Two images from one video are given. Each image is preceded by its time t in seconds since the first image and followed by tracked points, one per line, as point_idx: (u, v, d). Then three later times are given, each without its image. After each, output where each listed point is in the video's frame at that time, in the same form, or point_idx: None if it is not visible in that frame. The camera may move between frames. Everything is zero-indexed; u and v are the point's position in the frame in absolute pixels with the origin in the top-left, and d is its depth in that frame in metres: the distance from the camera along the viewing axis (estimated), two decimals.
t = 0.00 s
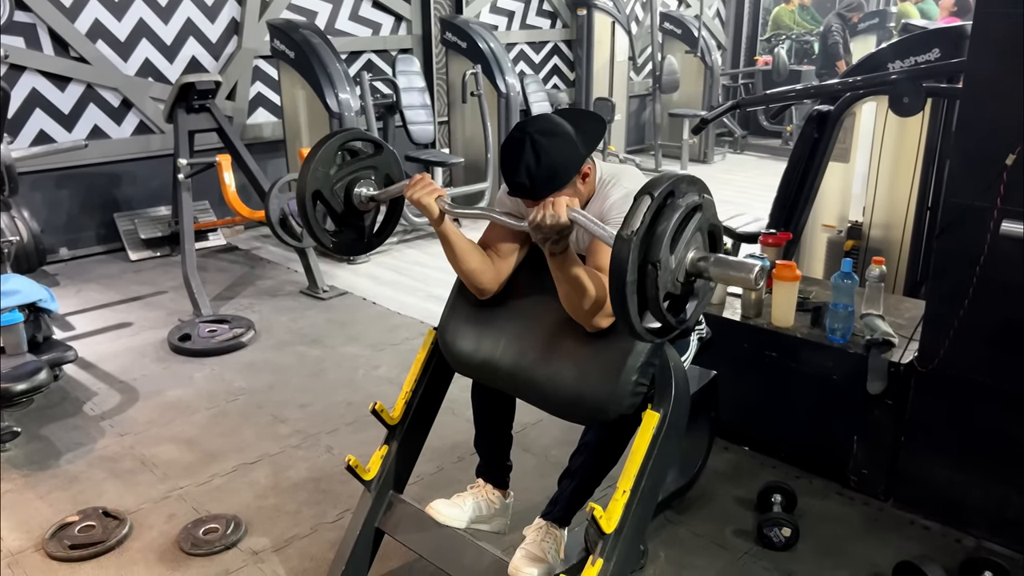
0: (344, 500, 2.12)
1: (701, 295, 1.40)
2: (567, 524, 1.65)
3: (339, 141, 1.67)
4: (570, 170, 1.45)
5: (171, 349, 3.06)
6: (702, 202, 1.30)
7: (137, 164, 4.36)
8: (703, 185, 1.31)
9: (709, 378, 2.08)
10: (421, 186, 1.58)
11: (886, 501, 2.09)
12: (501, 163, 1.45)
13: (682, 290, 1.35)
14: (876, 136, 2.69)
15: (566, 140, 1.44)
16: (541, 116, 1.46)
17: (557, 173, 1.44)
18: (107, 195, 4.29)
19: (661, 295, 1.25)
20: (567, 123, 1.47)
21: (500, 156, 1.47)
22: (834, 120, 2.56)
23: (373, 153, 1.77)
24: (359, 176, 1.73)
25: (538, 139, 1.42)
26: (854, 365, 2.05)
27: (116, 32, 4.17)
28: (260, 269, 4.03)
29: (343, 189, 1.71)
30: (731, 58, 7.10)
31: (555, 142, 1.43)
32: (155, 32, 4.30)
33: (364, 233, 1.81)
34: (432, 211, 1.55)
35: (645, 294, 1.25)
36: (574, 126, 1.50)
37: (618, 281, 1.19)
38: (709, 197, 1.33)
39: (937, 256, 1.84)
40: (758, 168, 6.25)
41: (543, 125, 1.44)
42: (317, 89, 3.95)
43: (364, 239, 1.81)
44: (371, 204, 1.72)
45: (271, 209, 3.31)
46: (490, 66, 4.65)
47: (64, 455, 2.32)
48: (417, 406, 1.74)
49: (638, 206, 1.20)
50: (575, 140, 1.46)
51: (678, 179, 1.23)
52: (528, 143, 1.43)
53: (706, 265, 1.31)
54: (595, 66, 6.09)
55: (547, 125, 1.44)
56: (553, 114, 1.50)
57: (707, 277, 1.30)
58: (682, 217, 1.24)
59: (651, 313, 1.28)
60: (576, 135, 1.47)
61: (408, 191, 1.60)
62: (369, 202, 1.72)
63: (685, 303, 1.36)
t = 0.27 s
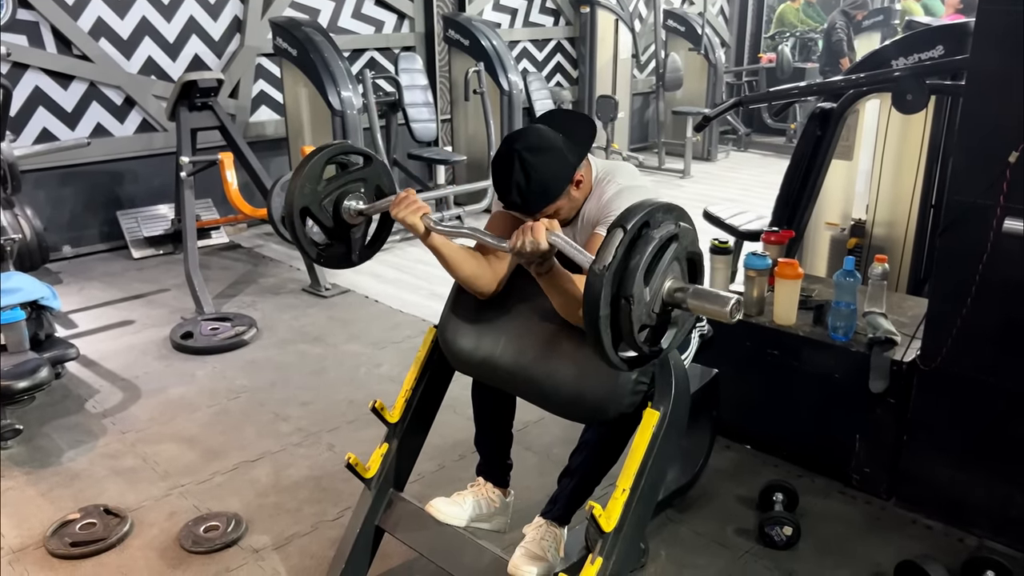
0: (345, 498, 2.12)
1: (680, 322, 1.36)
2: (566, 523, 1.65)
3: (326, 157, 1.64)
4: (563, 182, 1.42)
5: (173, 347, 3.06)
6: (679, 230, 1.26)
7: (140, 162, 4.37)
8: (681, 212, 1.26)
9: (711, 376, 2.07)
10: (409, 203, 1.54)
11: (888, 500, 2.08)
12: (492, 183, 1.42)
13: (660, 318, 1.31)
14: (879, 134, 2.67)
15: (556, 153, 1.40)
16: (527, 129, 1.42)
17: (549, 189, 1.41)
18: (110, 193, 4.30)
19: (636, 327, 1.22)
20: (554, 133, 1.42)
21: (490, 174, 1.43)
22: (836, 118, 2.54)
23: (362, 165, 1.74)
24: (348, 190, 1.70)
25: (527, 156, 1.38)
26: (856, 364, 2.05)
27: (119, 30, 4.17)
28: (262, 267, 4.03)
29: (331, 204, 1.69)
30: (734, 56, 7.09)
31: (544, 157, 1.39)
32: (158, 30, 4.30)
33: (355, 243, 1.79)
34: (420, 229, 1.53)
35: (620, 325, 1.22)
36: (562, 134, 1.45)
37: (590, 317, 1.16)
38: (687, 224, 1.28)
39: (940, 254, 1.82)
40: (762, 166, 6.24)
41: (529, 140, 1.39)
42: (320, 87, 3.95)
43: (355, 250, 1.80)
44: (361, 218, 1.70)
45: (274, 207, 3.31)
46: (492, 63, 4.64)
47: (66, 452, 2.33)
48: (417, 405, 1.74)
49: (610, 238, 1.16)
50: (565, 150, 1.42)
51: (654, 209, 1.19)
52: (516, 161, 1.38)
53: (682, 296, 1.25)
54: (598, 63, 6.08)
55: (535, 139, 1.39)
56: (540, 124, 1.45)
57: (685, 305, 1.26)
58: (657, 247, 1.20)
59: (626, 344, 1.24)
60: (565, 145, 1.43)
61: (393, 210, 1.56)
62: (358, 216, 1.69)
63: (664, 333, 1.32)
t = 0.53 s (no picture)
0: (347, 496, 2.13)
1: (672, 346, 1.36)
2: (567, 521, 1.65)
3: (309, 180, 1.63)
4: (562, 190, 1.42)
5: (176, 345, 3.07)
6: (659, 261, 1.25)
7: (144, 160, 4.38)
8: (659, 243, 1.25)
9: (713, 375, 2.06)
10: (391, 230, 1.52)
11: (892, 499, 2.08)
12: (491, 197, 1.42)
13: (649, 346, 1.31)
14: (883, 132, 2.67)
15: (552, 162, 1.40)
16: (520, 139, 1.41)
17: (549, 198, 1.41)
18: (114, 192, 4.31)
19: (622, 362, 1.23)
20: (549, 142, 1.42)
21: (489, 186, 1.43)
22: (840, 116, 2.52)
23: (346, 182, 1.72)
24: (334, 211, 1.70)
25: (523, 168, 1.38)
26: (859, 362, 2.04)
27: (123, 29, 4.18)
28: (266, 266, 4.03)
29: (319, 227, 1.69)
30: (739, 54, 7.07)
31: (540, 168, 1.39)
32: (162, 28, 4.31)
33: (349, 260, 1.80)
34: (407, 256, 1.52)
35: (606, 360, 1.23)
36: (556, 140, 1.45)
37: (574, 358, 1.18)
38: (667, 253, 1.26)
39: (943, 253, 1.82)
40: (766, 164, 6.22)
41: (525, 151, 1.39)
42: (323, 86, 3.95)
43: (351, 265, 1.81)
44: (350, 238, 1.70)
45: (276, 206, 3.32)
46: (496, 61, 4.63)
47: (69, 450, 2.34)
48: (418, 403, 1.74)
49: (586, 281, 1.17)
50: (560, 157, 1.42)
51: (629, 246, 1.18)
52: (512, 174, 1.38)
53: (666, 327, 1.25)
54: (602, 61, 6.08)
55: (530, 150, 1.39)
56: (533, 133, 1.44)
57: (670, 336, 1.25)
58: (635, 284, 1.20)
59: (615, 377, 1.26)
60: (559, 153, 1.42)
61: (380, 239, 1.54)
62: (348, 237, 1.70)
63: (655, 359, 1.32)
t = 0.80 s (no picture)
0: (348, 495, 2.13)
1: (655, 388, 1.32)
2: (567, 522, 1.65)
3: (293, 219, 1.57)
4: (556, 190, 1.41)
5: (180, 344, 3.08)
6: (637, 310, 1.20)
7: (148, 160, 4.39)
8: (636, 290, 1.20)
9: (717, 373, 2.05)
10: (377, 273, 1.55)
11: (894, 499, 2.06)
12: (485, 199, 1.42)
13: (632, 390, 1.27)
14: (887, 131, 2.66)
15: (545, 164, 1.40)
16: (513, 141, 1.41)
17: (542, 199, 1.40)
18: (119, 191, 4.32)
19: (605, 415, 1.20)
20: (542, 144, 1.42)
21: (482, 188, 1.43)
22: (843, 115, 2.50)
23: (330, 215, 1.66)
24: (320, 246, 1.64)
25: (516, 169, 1.38)
26: (861, 361, 2.04)
27: (127, 29, 4.19)
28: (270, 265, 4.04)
29: (307, 264, 1.64)
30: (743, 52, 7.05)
31: (533, 168, 1.38)
32: (166, 28, 4.32)
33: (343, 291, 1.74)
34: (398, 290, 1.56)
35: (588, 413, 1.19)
36: (549, 143, 1.45)
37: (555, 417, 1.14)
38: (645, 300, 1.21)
39: (945, 253, 1.81)
40: (770, 163, 6.21)
41: (518, 154, 1.38)
42: (326, 85, 3.95)
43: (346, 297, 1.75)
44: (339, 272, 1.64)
45: (280, 204, 3.32)
46: (499, 60, 4.63)
47: (72, 448, 2.34)
48: (418, 402, 1.74)
49: (562, 341, 1.12)
50: (554, 159, 1.41)
51: (605, 301, 1.13)
52: (506, 175, 1.38)
53: (648, 377, 1.21)
54: (606, 60, 6.07)
55: (523, 151, 1.39)
56: (527, 135, 1.45)
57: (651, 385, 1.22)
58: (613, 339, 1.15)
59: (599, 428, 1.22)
60: (553, 154, 1.42)
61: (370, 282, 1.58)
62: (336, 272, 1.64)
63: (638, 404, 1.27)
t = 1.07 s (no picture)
0: (349, 495, 2.13)
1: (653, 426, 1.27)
2: (567, 524, 1.65)
3: (289, 261, 1.57)
4: (549, 195, 1.41)
5: (182, 344, 3.08)
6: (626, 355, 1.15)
7: (152, 159, 4.40)
8: (624, 334, 1.15)
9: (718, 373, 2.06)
10: (373, 313, 1.55)
11: (896, 500, 2.06)
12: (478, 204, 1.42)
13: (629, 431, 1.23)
14: (890, 130, 2.65)
15: (538, 168, 1.39)
16: (507, 145, 1.41)
17: (535, 203, 1.39)
18: (122, 190, 4.33)
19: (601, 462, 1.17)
20: (536, 149, 1.42)
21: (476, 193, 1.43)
22: (846, 114, 2.50)
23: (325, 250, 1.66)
24: (319, 283, 1.64)
25: (508, 174, 1.37)
26: (863, 362, 2.03)
27: (130, 28, 4.20)
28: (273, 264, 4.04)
29: (307, 301, 1.64)
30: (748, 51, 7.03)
31: (526, 173, 1.38)
32: (169, 28, 4.33)
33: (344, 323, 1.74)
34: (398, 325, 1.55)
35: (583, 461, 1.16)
36: (543, 147, 1.45)
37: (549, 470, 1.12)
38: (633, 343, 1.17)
39: (947, 252, 1.80)
40: (774, 162, 6.20)
41: (511, 158, 1.38)
42: (329, 84, 3.95)
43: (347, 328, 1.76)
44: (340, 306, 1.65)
45: (282, 204, 3.33)
46: (502, 60, 4.63)
47: (74, 448, 2.35)
48: (419, 402, 1.74)
49: (551, 395, 1.09)
50: (547, 163, 1.41)
51: (590, 351, 1.10)
52: (499, 179, 1.37)
53: (639, 422, 1.17)
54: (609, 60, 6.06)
55: (515, 156, 1.38)
56: (521, 139, 1.44)
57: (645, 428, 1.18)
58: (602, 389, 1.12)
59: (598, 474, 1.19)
60: (547, 159, 1.42)
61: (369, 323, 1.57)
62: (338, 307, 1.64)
63: (633, 446, 1.23)
